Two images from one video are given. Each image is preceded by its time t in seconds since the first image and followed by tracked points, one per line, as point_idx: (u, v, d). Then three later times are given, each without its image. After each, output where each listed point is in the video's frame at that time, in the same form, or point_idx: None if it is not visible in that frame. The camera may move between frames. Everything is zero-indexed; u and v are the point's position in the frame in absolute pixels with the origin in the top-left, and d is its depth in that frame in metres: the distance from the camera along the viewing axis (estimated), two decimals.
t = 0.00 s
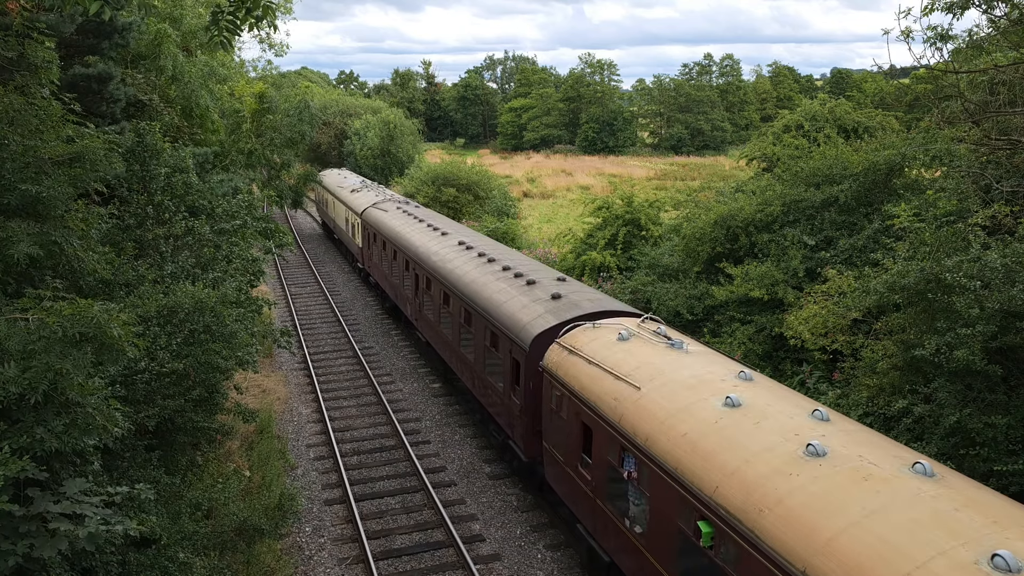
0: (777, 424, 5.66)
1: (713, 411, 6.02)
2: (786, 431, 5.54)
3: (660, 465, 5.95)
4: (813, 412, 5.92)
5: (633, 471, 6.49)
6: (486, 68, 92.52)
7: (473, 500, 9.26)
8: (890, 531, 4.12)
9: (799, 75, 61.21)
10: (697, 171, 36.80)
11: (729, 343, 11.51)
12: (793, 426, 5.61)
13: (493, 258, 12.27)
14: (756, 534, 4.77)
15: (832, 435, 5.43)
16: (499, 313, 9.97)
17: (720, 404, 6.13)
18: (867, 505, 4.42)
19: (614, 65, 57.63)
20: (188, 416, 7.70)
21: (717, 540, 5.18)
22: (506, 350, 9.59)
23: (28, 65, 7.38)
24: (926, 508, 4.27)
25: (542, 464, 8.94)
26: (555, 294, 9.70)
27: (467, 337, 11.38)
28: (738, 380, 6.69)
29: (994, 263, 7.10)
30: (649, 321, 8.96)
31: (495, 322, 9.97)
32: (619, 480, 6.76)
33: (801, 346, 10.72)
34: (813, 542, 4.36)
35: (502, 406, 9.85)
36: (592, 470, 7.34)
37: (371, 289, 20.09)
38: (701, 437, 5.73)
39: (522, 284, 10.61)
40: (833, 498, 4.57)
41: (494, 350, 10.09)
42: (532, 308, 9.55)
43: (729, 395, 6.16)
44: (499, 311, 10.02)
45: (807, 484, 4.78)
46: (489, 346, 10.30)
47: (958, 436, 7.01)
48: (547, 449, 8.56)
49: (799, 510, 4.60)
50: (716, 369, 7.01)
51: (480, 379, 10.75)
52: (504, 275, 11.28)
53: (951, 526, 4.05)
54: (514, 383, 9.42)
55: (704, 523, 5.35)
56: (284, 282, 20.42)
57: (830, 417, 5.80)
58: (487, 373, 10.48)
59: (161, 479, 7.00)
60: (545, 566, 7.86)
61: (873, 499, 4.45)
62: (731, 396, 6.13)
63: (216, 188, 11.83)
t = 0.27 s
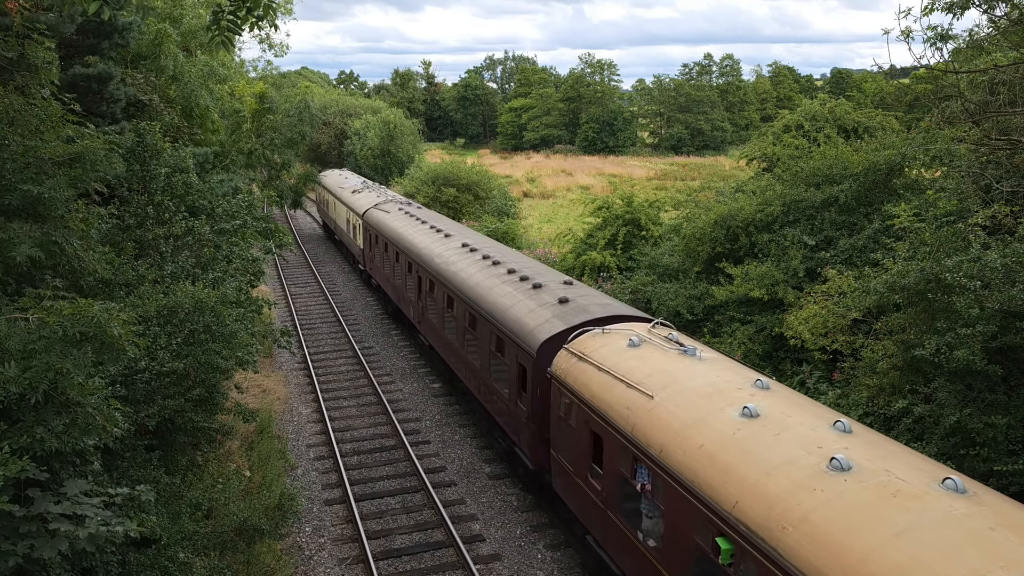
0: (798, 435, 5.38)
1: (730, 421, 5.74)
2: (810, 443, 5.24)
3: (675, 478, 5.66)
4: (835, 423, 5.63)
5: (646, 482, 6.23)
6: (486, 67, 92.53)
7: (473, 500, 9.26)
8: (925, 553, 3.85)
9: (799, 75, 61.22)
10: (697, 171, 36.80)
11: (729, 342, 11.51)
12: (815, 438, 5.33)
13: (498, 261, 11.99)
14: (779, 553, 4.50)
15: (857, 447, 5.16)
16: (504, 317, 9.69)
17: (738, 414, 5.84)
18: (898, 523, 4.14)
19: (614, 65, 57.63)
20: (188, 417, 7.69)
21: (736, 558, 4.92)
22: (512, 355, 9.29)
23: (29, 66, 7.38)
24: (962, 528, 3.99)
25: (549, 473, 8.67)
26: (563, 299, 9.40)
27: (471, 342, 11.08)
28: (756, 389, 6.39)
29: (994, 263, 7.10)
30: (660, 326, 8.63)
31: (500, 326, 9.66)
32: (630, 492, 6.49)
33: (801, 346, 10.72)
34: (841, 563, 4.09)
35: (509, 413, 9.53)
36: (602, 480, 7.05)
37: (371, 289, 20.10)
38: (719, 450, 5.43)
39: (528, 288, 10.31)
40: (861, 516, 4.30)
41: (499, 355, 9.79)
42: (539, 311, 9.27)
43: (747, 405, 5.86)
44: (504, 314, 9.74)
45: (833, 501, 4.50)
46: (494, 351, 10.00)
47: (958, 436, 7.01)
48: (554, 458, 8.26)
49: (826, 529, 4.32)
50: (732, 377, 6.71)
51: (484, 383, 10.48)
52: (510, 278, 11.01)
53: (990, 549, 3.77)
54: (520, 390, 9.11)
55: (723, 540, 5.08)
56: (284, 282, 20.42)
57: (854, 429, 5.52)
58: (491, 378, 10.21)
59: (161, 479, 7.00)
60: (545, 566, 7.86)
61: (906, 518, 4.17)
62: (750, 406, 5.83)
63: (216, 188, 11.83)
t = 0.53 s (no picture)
0: (820, 448, 5.18)
1: (748, 432, 5.56)
2: (832, 456, 5.06)
3: (692, 492, 5.49)
4: (858, 435, 5.42)
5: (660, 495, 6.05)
6: (486, 67, 92.55)
7: (473, 500, 9.27)
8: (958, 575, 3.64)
9: (799, 75, 61.23)
10: (697, 171, 36.79)
11: (729, 342, 11.51)
12: (838, 451, 5.13)
13: (502, 264, 11.83)
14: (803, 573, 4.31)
15: (882, 461, 4.95)
16: (511, 323, 9.53)
17: (756, 425, 5.66)
18: (928, 543, 3.93)
19: (614, 65, 57.63)
20: (188, 416, 7.69)
21: None
22: (519, 361, 9.14)
23: (29, 66, 7.37)
24: (997, 548, 3.77)
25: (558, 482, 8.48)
26: (570, 303, 9.26)
27: (476, 346, 10.93)
28: (773, 398, 6.21)
29: (994, 263, 7.10)
30: (671, 331, 8.48)
31: (506, 331, 9.52)
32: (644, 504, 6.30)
33: (801, 346, 10.72)
34: None
35: (515, 419, 9.38)
36: (615, 492, 6.87)
37: (371, 289, 20.11)
38: (738, 463, 5.26)
39: (534, 292, 10.17)
40: (889, 534, 4.10)
41: (506, 360, 9.64)
42: (546, 317, 9.11)
43: (766, 416, 5.68)
44: (510, 320, 9.58)
45: (859, 519, 4.30)
46: (500, 356, 9.85)
47: (958, 436, 7.01)
48: (565, 467, 8.09)
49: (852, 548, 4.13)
50: (748, 386, 6.52)
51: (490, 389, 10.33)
52: (515, 282, 10.85)
53: None
54: (527, 396, 8.97)
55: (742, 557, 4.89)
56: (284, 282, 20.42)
57: (878, 441, 5.31)
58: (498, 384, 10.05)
59: (161, 479, 6.99)
60: (545, 566, 7.86)
61: (936, 537, 3.96)
62: (768, 416, 5.65)
63: (216, 188, 11.83)
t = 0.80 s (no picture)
0: (844, 461, 4.94)
1: (767, 444, 5.32)
2: (856, 469, 4.80)
3: (710, 507, 5.23)
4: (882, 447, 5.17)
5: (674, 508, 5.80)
6: (486, 67, 92.55)
7: (473, 500, 9.26)
8: None
9: (799, 75, 61.23)
10: (697, 171, 36.79)
11: (729, 342, 11.50)
12: (863, 464, 4.88)
13: (506, 266, 11.58)
14: None
15: (909, 475, 4.70)
16: (516, 327, 9.27)
17: (775, 436, 5.41)
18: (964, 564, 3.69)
19: (614, 65, 57.63)
20: (188, 416, 7.69)
21: None
22: (526, 367, 8.86)
23: (28, 67, 7.36)
24: None
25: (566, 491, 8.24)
26: (577, 307, 8.99)
27: (480, 351, 10.67)
28: (790, 407, 5.95)
29: (994, 263, 7.10)
30: (682, 336, 8.19)
31: (512, 336, 9.25)
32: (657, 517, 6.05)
33: (801, 346, 10.72)
34: None
35: (522, 427, 9.10)
36: (626, 503, 6.62)
37: (371, 289, 20.11)
38: (758, 477, 5.01)
39: (540, 295, 9.91)
40: (920, 554, 3.85)
41: (511, 366, 9.37)
42: (553, 321, 8.85)
43: (785, 427, 5.43)
44: (516, 324, 9.32)
45: (887, 537, 4.06)
46: (506, 362, 9.58)
47: (958, 436, 7.01)
48: (573, 476, 7.84)
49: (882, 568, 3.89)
50: (764, 394, 6.26)
51: (495, 395, 10.06)
52: (520, 284, 10.60)
53: None
54: (534, 403, 8.70)
55: None
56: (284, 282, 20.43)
57: (903, 454, 5.06)
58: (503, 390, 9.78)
59: (161, 479, 6.99)
60: (545, 566, 7.86)
61: (971, 558, 3.72)
62: (788, 427, 5.40)
63: (216, 188, 11.83)
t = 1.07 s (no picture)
0: (869, 475, 4.67)
1: (786, 455, 5.06)
2: (882, 484, 4.52)
3: (728, 522, 4.97)
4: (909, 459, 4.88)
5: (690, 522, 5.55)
6: (486, 67, 92.58)
7: (473, 500, 9.26)
8: None
9: (799, 75, 61.24)
10: (697, 171, 36.79)
11: (729, 342, 11.50)
12: (889, 478, 4.60)
13: (511, 269, 11.36)
14: None
15: (938, 490, 4.42)
16: (522, 332, 9.04)
17: (795, 448, 5.14)
18: None
19: (614, 65, 57.64)
20: (188, 417, 7.68)
21: None
22: (532, 373, 8.63)
23: (27, 67, 7.36)
24: None
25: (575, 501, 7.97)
26: (585, 311, 8.76)
27: (484, 356, 10.44)
28: (809, 417, 5.68)
29: (994, 263, 7.11)
30: (694, 342, 7.93)
31: (518, 341, 9.02)
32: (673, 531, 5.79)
33: (801, 346, 10.72)
34: None
35: (528, 434, 8.85)
36: (638, 516, 6.35)
37: (371, 289, 20.12)
38: (779, 492, 4.75)
39: (546, 299, 9.68)
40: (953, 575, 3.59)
41: (517, 372, 9.14)
42: (559, 326, 8.61)
43: (805, 438, 5.16)
44: (522, 329, 9.09)
45: (918, 557, 3.79)
46: (511, 367, 9.35)
47: (958, 436, 7.01)
48: (581, 485, 7.58)
49: None
50: (780, 403, 6.00)
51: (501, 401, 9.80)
52: (525, 288, 10.38)
53: None
54: (541, 410, 8.46)
55: None
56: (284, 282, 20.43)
57: (931, 467, 4.77)
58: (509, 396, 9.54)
59: (161, 479, 6.99)
60: (545, 566, 7.86)
61: None
62: (808, 439, 5.13)
63: (216, 188, 11.83)
